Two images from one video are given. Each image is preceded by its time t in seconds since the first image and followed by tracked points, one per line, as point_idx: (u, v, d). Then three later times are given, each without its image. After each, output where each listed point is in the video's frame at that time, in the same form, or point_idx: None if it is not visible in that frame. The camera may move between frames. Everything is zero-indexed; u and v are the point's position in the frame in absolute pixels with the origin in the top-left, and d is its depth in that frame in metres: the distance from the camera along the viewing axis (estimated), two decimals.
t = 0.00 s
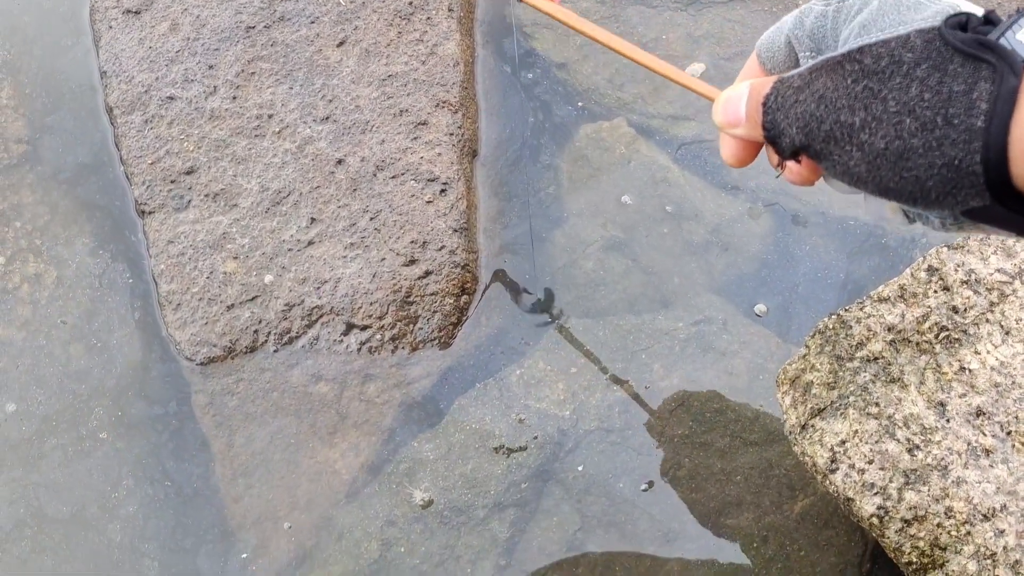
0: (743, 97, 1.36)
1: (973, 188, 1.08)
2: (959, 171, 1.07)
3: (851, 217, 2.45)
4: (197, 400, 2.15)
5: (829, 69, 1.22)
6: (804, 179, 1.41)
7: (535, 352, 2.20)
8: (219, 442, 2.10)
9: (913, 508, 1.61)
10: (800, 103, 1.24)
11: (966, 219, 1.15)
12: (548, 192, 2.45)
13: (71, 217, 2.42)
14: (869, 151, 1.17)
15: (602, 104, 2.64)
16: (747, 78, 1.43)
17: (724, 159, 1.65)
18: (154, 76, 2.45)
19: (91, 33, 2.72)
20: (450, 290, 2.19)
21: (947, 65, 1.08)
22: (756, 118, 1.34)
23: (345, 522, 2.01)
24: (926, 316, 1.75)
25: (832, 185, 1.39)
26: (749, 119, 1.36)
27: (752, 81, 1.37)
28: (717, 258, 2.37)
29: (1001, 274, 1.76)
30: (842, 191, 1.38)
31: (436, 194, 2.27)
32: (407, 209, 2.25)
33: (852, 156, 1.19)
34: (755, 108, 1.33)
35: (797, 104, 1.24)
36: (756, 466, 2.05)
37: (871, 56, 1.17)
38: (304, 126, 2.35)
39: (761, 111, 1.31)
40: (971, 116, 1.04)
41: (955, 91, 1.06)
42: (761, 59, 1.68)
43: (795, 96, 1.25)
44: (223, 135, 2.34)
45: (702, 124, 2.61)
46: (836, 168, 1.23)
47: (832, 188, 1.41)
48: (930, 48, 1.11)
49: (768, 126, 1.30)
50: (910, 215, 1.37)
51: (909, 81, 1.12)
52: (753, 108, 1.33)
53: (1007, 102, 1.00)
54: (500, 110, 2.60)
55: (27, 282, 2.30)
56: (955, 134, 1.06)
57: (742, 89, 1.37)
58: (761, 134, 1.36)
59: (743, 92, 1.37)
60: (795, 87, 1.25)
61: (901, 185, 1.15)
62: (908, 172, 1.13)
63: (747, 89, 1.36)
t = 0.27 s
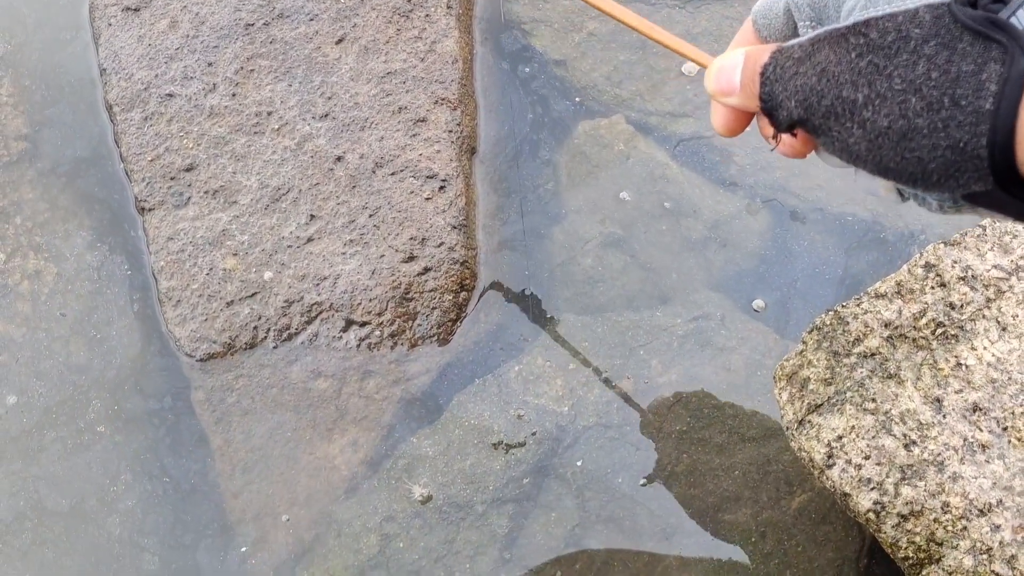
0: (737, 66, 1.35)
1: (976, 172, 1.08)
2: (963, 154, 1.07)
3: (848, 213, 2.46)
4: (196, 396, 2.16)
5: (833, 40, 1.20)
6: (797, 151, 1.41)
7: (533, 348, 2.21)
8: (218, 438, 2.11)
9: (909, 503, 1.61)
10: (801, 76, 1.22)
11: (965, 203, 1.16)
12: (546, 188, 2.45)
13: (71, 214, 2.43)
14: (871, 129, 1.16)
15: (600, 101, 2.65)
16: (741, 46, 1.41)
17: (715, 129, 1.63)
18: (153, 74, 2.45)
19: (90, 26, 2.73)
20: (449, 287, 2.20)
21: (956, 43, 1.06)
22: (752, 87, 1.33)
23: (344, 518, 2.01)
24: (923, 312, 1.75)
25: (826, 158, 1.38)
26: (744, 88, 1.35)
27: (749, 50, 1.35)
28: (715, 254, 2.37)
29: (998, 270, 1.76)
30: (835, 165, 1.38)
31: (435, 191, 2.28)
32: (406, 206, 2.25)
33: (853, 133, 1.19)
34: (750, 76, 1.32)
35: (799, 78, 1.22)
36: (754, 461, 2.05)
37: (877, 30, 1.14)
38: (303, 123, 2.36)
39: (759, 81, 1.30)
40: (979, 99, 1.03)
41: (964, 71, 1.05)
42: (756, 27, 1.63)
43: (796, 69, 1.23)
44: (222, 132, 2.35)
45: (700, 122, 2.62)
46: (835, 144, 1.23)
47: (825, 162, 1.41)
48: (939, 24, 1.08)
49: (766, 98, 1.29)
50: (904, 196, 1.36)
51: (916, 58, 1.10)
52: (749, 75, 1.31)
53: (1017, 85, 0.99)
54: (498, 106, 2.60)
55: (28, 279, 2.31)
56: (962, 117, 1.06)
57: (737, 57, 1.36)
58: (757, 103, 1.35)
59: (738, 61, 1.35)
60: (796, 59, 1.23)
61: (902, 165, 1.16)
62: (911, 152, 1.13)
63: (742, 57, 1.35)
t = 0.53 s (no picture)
0: (731, 46, 1.39)
1: (972, 162, 1.16)
2: (960, 143, 1.16)
3: (845, 212, 2.46)
4: (194, 396, 2.16)
5: (830, 25, 1.25)
6: (786, 134, 1.46)
7: (531, 348, 2.21)
8: (216, 437, 2.11)
9: (904, 502, 1.62)
10: (798, 60, 1.28)
11: (956, 192, 1.24)
12: (543, 188, 2.46)
13: (70, 213, 2.44)
14: (868, 116, 1.24)
15: (598, 101, 2.65)
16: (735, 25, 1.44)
17: (707, 107, 1.65)
18: (152, 74, 2.46)
19: (88, 20, 2.73)
20: (447, 287, 2.20)
21: (958, 31, 1.14)
22: (745, 69, 1.37)
23: (342, 517, 2.02)
24: (918, 312, 1.77)
25: (816, 141, 1.44)
26: (738, 70, 1.39)
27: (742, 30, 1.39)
28: (712, 254, 2.38)
29: (993, 270, 1.76)
30: (824, 148, 1.44)
31: (433, 191, 2.28)
32: (403, 206, 2.26)
33: (849, 120, 1.26)
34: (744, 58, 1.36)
35: (794, 61, 1.28)
36: (751, 461, 2.06)
37: (876, 16, 1.21)
38: (302, 123, 2.36)
39: (753, 63, 1.35)
40: (978, 89, 1.11)
41: (963, 60, 1.13)
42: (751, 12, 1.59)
43: (792, 52, 1.28)
44: (220, 132, 2.35)
45: (698, 122, 2.63)
46: (831, 130, 1.30)
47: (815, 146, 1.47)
48: (939, 13, 1.16)
49: (761, 80, 1.33)
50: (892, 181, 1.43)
51: (915, 45, 1.17)
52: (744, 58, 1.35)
53: (1016, 77, 1.07)
54: (496, 106, 2.60)
55: (26, 279, 2.34)
56: (960, 106, 1.14)
57: (731, 37, 1.39)
58: (749, 85, 1.40)
59: (731, 42, 1.39)
60: (793, 42, 1.29)
61: (898, 152, 1.24)
62: (906, 140, 1.22)
63: (736, 38, 1.39)
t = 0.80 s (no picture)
0: (731, 24, 1.39)
1: (970, 144, 1.16)
2: (957, 125, 1.15)
3: (844, 212, 2.46)
4: (194, 396, 2.16)
5: (831, 3, 1.26)
6: (782, 114, 1.46)
7: (529, 347, 2.21)
8: (215, 437, 2.11)
9: (902, 501, 1.62)
10: (797, 38, 1.29)
11: (953, 173, 1.25)
12: (543, 188, 2.46)
13: (68, 213, 2.44)
14: (866, 94, 1.24)
15: (597, 101, 2.65)
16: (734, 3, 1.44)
17: (702, 87, 1.65)
18: (151, 74, 2.46)
19: (87, 18, 2.73)
20: (446, 286, 2.20)
21: (959, 11, 1.12)
22: (744, 46, 1.38)
23: (341, 516, 2.02)
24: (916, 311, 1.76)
25: (814, 121, 1.46)
26: (736, 48, 1.40)
27: (742, 7, 1.39)
28: (711, 254, 2.38)
29: (991, 270, 1.77)
30: (822, 128, 1.45)
31: (432, 190, 2.29)
32: (402, 206, 2.26)
33: (847, 98, 1.27)
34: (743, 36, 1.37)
35: (794, 38, 1.29)
36: (749, 460, 2.06)
37: None
38: (301, 123, 2.37)
39: (751, 40, 1.36)
40: (979, 69, 1.10)
41: (965, 40, 1.12)
42: None
43: (792, 29, 1.29)
44: (220, 132, 2.35)
45: (697, 122, 2.62)
46: (829, 108, 1.31)
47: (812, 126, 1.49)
48: None
49: (760, 57, 1.34)
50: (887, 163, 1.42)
51: (916, 24, 1.17)
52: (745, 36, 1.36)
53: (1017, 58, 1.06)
54: (495, 106, 2.61)
55: (25, 279, 2.33)
56: (960, 87, 1.13)
57: (730, 14, 1.40)
58: (749, 62, 1.40)
59: (731, 19, 1.39)
60: (793, 19, 1.29)
61: (896, 132, 1.24)
62: (905, 121, 1.22)
63: (735, 15, 1.39)
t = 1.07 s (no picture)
0: (721, 10, 1.45)
1: (961, 130, 1.12)
2: (949, 110, 1.12)
3: (841, 213, 2.46)
4: (190, 397, 2.16)
5: None
6: (771, 99, 1.47)
7: (526, 348, 2.21)
8: (211, 438, 2.11)
9: (899, 503, 1.61)
10: (790, 21, 1.28)
11: (945, 161, 1.21)
12: (539, 188, 2.46)
13: (63, 214, 2.43)
14: (858, 78, 1.22)
15: (594, 102, 2.65)
16: None
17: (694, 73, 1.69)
18: (148, 75, 2.46)
19: (83, 18, 2.72)
20: (443, 287, 2.20)
21: None
22: (733, 31, 1.42)
23: (337, 518, 2.02)
24: (913, 312, 1.76)
25: (804, 107, 1.43)
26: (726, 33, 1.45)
27: None
28: (708, 255, 2.38)
29: (988, 271, 1.76)
30: (811, 114, 1.43)
31: (429, 191, 2.28)
32: (399, 206, 2.26)
33: (838, 82, 1.25)
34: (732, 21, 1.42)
35: (786, 22, 1.29)
36: (746, 462, 2.06)
37: None
38: (297, 124, 2.36)
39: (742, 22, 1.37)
40: (972, 52, 1.07)
41: (958, 23, 1.09)
42: None
43: (784, 12, 1.29)
44: (216, 133, 2.35)
45: (694, 122, 2.62)
46: (820, 93, 1.29)
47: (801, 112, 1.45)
48: None
49: (751, 41, 1.35)
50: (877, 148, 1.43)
51: (909, 6, 1.14)
52: (733, 21, 1.41)
53: (1011, 41, 1.02)
54: (492, 107, 2.60)
55: (22, 280, 2.33)
56: (953, 71, 1.10)
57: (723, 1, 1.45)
58: (737, 47, 1.46)
59: (722, 5, 1.45)
60: (787, 2, 1.29)
61: (887, 117, 1.21)
62: (896, 105, 1.19)
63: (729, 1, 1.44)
